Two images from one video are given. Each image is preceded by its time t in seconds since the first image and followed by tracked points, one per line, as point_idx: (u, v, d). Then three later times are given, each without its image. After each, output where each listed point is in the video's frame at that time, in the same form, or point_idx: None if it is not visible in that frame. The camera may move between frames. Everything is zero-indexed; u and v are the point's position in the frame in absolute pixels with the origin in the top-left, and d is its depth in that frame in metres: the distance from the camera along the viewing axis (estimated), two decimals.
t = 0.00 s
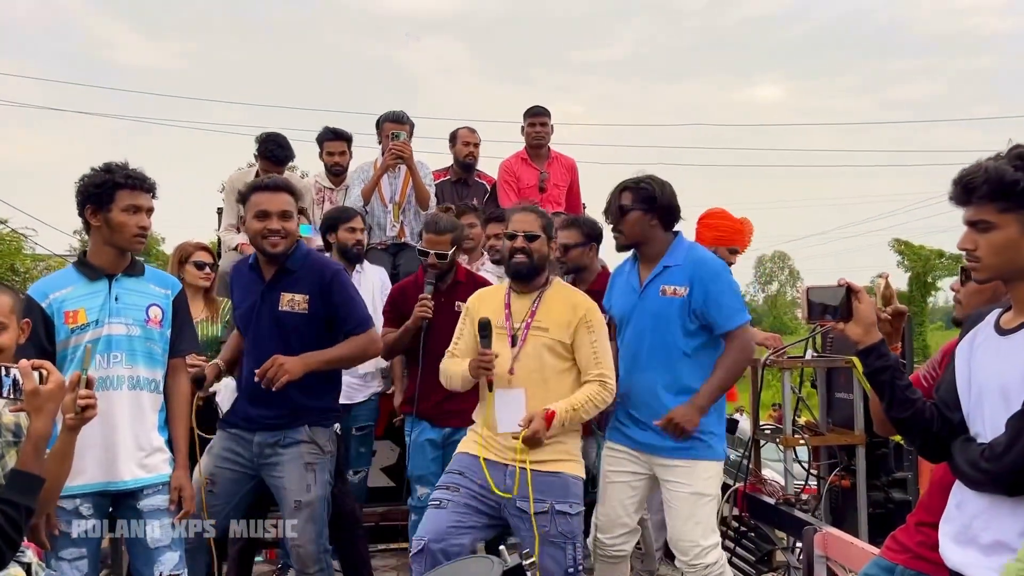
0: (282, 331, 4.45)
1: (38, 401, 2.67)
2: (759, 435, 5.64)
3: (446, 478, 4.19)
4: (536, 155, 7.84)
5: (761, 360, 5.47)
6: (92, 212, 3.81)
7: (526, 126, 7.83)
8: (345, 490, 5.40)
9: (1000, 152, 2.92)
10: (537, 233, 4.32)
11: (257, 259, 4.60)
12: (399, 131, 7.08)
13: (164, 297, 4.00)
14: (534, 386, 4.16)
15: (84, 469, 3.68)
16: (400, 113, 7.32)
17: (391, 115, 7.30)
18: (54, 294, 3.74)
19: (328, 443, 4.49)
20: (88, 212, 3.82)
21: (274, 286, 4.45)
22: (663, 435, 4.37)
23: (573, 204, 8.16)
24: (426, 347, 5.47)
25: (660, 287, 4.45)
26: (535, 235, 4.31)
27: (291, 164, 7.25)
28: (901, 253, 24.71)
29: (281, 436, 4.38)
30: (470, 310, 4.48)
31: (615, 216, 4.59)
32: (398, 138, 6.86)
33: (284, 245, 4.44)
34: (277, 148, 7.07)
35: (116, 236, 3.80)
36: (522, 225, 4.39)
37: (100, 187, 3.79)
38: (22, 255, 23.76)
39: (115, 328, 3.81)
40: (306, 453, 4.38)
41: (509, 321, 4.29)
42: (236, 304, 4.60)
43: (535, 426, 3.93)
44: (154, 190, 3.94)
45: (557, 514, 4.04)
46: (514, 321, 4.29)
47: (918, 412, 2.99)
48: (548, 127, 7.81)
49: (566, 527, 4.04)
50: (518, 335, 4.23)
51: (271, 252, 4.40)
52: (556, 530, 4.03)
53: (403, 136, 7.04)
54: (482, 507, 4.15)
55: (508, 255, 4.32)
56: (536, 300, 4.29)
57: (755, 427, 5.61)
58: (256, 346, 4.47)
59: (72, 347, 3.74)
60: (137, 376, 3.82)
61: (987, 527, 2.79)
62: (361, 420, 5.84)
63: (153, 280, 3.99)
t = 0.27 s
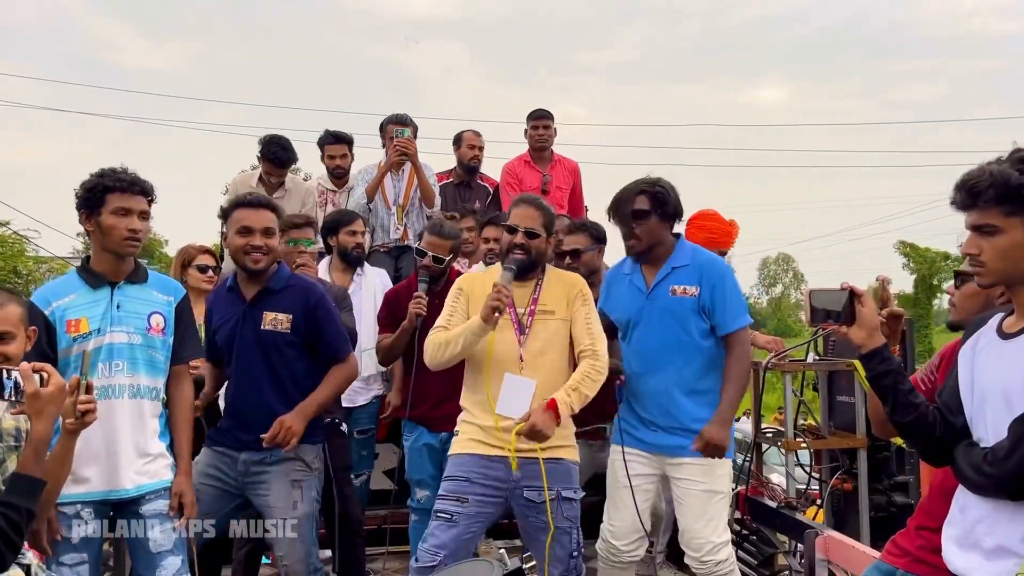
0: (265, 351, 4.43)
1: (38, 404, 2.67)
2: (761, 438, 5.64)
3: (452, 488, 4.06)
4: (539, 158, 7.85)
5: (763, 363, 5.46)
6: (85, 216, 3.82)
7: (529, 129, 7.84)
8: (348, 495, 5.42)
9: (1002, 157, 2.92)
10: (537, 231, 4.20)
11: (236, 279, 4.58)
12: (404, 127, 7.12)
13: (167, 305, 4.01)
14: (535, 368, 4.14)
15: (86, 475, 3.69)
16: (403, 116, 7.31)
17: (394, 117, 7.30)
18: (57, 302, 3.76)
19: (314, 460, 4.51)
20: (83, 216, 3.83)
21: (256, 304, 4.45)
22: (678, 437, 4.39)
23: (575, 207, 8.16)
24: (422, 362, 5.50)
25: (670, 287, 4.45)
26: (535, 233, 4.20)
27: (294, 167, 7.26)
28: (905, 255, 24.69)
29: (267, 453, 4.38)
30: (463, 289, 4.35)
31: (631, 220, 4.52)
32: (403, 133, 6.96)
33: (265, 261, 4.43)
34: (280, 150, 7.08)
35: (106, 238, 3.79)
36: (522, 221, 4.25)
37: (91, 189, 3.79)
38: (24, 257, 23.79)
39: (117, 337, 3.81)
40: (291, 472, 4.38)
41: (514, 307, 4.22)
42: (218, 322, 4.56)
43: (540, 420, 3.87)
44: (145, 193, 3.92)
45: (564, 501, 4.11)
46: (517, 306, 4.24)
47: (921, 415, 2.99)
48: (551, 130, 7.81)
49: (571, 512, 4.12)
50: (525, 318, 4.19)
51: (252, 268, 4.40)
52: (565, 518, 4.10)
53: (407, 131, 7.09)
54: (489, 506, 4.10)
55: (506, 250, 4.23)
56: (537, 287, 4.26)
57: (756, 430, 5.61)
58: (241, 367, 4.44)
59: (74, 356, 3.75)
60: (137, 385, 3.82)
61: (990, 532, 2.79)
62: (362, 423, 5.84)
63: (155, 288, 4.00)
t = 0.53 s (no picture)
0: (262, 334, 4.53)
1: (43, 402, 2.69)
2: (764, 439, 5.65)
3: (434, 505, 4.05)
4: (542, 158, 7.86)
5: (767, 364, 5.46)
6: (88, 215, 3.85)
7: (533, 130, 7.85)
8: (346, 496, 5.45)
9: (1005, 156, 2.92)
10: (502, 224, 4.17)
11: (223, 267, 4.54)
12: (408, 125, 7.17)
13: (172, 302, 4.03)
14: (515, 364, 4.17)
15: (91, 474, 3.72)
16: (408, 116, 7.32)
17: (398, 118, 7.33)
18: (62, 297, 3.77)
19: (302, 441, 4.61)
20: (86, 215, 3.87)
21: (250, 293, 4.53)
22: (691, 434, 4.45)
23: (579, 207, 8.17)
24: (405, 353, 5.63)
25: (675, 286, 4.57)
26: (500, 224, 4.17)
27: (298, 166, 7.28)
28: (912, 256, 24.65)
29: (265, 440, 4.43)
30: (433, 283, 4.24)
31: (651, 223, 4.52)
32: (407, 131, 7.09)
33: (258, 254, 4.48)
34: (284, 150, 7.08)
35: (109, 237, 3.83)
36: (485, 211, 4.17)
37: (92, 188, 3.83)
38: (28, 258, 23.87)
39: (121, 333, 3.83)
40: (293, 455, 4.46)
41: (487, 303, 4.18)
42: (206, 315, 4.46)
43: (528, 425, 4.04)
44: (148, 189, 3.94)
45: (544, 498, 4.15)
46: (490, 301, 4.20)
47: (924, 415, 3.00)
48: (555, 131, 7.82)
49: (553, 508, 4.18)
50: (500, 314, 4.20)
51: (246, 262, 4.43)
52: (549, 515, 4.15)
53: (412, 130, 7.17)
54: (474, 513, 4.10)
55: (473, 245, 4.20)
56: (508, 280, 4.26)
57: (760, 431, 5.61)
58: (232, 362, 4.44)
59: (79, 351, 3.77)
60: (142, 381, 3.85)
61: (992, 532, 2.79)
62: (366, 424, 5.86)
63: (160, 284, 4.02)
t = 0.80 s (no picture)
0: (260, 344, 4.58)
1: (51, 408, 2.69)
2: (768, 441, 5.66)
3: (408, 519, 4.03)
4: (546, 162, 7.88)
5: (770, 366, 5.47)
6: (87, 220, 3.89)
7: (538, 133, 7.88)
8: (348, 497, 5.49)
9: (1006, 158, 2.92)
10: (464, 232, 4.15)
11: (213, 275, 4.57)
12: (413, 128, 7.20)
13: (176, 305, 4.05)
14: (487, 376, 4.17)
15: (96, 477, 3.74)
16: (413, 120, 7.35)
17: (402, 123, 7.36)
18: (66, 302, 3.79)
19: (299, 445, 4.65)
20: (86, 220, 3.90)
21: (246, 301, 4.57)
22: (696, 431, 4.60)
23: (583, 210, 8.19)
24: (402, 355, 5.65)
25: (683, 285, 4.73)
26: (464, 234, 4.16)
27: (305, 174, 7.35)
28: (920, 259, 24.57)
29: (264, 447, 4.46)
30: (396, 296, 4.18)
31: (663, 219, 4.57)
32: (412, 134, 7.13)
33: (251, 263, 4.50)
34: (291, 159, 7.15)
35: (100, 241, 3.83)
36: (446, 222, 4.17)
37: (86, 193, 3.85)
38: (34, 262, 23.97)
39: (125, 337, 3.85)
40: (289, 456, 4.51)
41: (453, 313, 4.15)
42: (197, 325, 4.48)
43: (517, 421, 4.15)
44: (138, 188, 3.86)
45: (520, 500, 4.13)
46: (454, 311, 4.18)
47: (928, 417, 3.00)
48: (559, 134, 7.85)
49: (530, 508, 4.16)
50: (467, 323, 4.18)
51: (240, 270, 4.46)
52: (526, 516, 4.13)
53: (416, 131, 7.23)
54: (449, 523, 4.09)
55: (434, 255, 4.18)
56: (474, 290, 4.26)
57: (764, 434, 5.61)
58: (225, 369, 4.47)
59: (83, 355, 3.79)
60: (146, 385, 3.87)
61: (995, 535, 2.79)
62: (371, 427, 5.86)
63: (164, 288, 4.05)
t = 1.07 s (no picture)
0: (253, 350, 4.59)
1: (62, 414, 2.73)
2: (774, 446, 5.64)
3: (403, 525, 4.03)
4: (551, 166, 7.89)
5: (776, 371, 5.46)
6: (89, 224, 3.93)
7: (544, 138, 7.89)
8: (359, 505, 5.47)
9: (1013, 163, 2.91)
10: (446, 239, 4.15)
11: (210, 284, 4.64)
12: (418, 132, 7.22)
13: (178, 311, 4.03)
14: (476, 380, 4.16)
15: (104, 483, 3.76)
16: (418, 126, 7.37)
17: (408, 128, 7.38)
18: (70, 308, 3.85)
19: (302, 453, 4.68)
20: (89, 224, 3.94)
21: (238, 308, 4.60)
22: (707, 433, 4.64)
23: (588, 215, 8.19)
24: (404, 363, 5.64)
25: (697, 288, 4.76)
26: (445, 240, 4.16)
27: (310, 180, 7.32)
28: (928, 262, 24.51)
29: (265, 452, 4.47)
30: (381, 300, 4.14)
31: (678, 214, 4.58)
32: (417, 139, 7.09)
33: (243, 278, 4.53)
34: (297, 164, 7.11)
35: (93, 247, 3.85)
36: (428, 228, 4.14)
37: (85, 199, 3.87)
38: (40, 266, 24.06)
39: (126, 343, 3.86)
40: (291, 459, 4.53)
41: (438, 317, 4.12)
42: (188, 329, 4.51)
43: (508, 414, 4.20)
44: (128, 197, 3.82)
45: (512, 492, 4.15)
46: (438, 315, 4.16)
47: (933, 422, 2.99)
48: (565, 139, 7.87)
49: (524, 500, 4.20)
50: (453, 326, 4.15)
51: (230, 284, 4.50)
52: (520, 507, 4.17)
53: (422, 136, 7.26)
54: (444, 525, 4.09)
55: (417, 262, 4.15)
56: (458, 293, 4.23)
57: (770, 439, 5.60)
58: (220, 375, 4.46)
59: (82, 362, 3.81)
60: (148, 391, 3.89)
61: (1001, 540, 2.78)
62: (376, 433, 5.88)
63: (166, 294, 4.03)
